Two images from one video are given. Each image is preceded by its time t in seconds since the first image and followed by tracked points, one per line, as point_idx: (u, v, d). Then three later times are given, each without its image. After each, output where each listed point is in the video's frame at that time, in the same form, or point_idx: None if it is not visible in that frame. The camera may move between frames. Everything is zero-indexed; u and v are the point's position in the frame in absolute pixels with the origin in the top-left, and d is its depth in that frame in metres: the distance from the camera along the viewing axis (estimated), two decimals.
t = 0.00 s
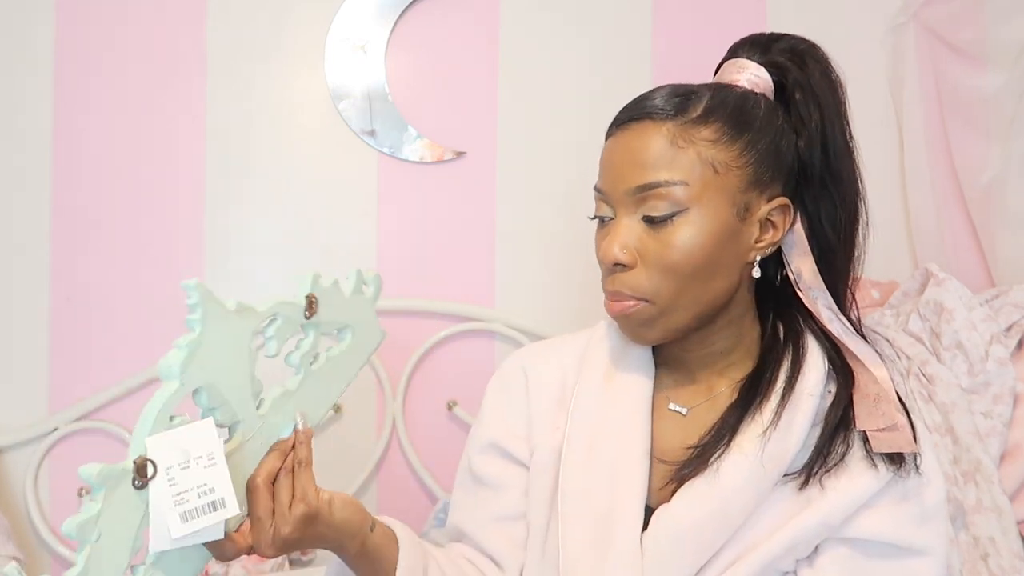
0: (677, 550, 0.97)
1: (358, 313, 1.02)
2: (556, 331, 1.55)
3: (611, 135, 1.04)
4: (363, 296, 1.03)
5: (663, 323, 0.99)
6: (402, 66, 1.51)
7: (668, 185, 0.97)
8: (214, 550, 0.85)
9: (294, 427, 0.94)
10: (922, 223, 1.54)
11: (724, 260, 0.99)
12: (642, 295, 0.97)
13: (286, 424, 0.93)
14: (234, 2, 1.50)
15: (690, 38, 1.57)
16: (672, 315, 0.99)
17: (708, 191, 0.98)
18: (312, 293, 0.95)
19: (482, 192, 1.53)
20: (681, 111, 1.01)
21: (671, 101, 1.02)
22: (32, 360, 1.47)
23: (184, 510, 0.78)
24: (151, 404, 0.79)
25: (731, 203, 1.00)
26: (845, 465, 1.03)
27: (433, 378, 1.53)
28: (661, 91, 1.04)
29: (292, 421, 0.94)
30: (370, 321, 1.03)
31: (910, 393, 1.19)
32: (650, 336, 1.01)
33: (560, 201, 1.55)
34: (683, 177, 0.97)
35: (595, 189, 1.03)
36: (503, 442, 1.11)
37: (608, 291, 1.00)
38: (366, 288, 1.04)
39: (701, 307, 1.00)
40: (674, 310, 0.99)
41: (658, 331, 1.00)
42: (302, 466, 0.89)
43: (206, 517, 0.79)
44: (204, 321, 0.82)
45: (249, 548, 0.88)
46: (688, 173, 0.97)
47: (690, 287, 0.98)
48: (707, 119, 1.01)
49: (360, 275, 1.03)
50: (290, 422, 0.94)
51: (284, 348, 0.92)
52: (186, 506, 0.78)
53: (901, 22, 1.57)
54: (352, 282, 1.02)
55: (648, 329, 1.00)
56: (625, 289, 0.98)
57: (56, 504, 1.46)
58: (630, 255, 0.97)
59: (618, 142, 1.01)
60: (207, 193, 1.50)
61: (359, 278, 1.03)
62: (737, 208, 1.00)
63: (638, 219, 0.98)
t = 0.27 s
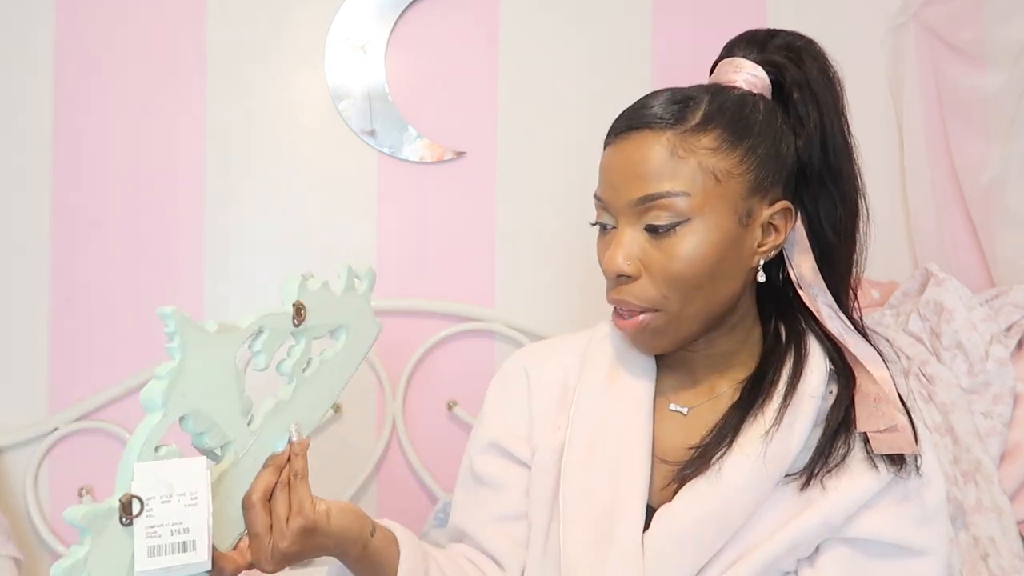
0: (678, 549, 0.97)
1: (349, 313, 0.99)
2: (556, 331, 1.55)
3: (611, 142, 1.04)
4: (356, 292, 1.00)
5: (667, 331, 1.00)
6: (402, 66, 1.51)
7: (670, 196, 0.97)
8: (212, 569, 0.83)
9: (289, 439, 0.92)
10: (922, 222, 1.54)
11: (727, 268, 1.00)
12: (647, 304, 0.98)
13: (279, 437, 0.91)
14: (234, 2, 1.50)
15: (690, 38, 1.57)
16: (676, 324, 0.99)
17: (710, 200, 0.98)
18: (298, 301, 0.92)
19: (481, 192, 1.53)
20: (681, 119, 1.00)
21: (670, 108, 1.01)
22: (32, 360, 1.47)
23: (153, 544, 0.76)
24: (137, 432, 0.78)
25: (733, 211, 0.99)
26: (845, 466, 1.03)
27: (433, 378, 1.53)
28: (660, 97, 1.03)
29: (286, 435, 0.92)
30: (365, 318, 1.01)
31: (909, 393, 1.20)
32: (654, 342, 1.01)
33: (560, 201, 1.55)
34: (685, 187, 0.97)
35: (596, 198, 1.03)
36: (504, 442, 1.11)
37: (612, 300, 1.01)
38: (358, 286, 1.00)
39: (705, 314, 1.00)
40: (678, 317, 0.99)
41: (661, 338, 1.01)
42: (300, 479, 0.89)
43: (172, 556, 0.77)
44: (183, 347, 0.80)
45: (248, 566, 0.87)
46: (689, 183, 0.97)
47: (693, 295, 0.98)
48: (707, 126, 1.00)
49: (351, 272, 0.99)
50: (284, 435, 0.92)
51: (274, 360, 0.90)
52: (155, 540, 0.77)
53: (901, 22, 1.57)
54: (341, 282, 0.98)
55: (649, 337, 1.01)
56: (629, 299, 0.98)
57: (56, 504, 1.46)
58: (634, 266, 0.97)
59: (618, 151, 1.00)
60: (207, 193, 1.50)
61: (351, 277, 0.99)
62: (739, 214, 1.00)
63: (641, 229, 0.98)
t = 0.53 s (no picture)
0: (677, 549, 0.97)
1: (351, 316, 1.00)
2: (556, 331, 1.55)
3: (609, 141, 1.04)
4: (358, 296, 1.01)
5: (665, 329, 1.00)
6: (402, 66, 1.51)
7: (670, 194, 0.96)
8: (213, 568, 0.83)
9: (292, 437, 0.92)
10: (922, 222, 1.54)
11: (726, 266, 1.00)
12: (646, 303, 0.98)
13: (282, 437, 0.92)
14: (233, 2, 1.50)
15: (690, 38, 1.57)
16: (675, 322, 1.00)
17: (709, 199, 0.98)
18: (303, 301, 0.92)
19: (481, 192, 1.53)
20: (680, 118, 1.00)
21: (669, 106, 1.01)
22: (32, 360, 1.47)
23: (157, 539, 0.76)
24: (143, 427, 0.78)
25: (732, 210, 0.99)
26: (845, 466, 1.03)
27: (432, 378, 1.53)
28: (658, 95, 1.03)
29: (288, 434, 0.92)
30: (366, 322, 1.02)
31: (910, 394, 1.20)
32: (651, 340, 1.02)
33: (560, 201, 1.55)
34: (685, 186, 0.97)
35: (594, 196, 1.03)
36: (504, 443, 1.11)
37: (610, 299, 1.01)
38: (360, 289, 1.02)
39: (703, 312, 1.00)
40: (676, 315, 0.99)
41: (660, 336, 1.01)
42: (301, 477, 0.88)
43: (176, 552, 0.76)
44: (191, 340, 0.80)
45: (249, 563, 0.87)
46: (689, 182, 0.97)
47: (692, 293, 0.98)
48: (706, 125, 1.00)
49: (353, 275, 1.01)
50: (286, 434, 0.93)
51: (278, 359, 0.90)
52: (158, 535, 0.76)
53: (901, 22, 1.57)
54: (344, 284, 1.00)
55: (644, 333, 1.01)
56: (629, 297, 0.98)
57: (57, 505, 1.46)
58: (633, 265, 0.97)
59: (617, 149, 1.00)
60: (207, 193, 1.50)
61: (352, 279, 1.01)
62: (739, 213, 1.00)
63: (640, 228, 0.98)
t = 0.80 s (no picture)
0: (676, 549, 0.97)
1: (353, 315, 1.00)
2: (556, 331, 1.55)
3: (606, 142, 1.03)
4: (359, 296, 1.01)
5: (664, 329, 1.00)
6: (402, 66, 1.51)
7: (667, 195, 0.96)
8: (215, 565, 0.83)
9: (294, 436, 0.92)
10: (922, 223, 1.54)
11: (724, 266, 1.00)
12: (643, 303, 0.98)
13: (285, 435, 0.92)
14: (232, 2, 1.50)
15: (690, 38, 1.57)
16: (673, 322, 0.99)
17: (706, 200, 0.98)
18: (306, 300, 0.92)
19: (481, 191, 1.53)
20: (676, 118, 1.00)
21: (666, 107, 1.01)
22: (32, 360, 1.47)
23: (162, 534, 0.76)
24: (148, 423, 0.78)
25: (729, 210, 0.99)
26: (843, 465, 1.03)
27: (432, 378, 1.53)
28: (655, 96, 1.03)
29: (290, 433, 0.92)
30: (366, 321, 1.02)
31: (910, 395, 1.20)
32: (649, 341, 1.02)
33: (559, 201, 1.55)
34: (682, 187, 0.97)
35: (591, 197, 1.03)
36: (501, 444, 1.11)
37: (608, 299, 1.00)
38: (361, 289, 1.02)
39: (701, 312, 1.00)
40: (674, 316, 0.99)
41: (658, 337, 1.01)
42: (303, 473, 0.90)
43: (180, 547, 0.76)
44: (196, 337, 0.80)
45: (251, 561, 0.87)
46: (686, 182, 0.97)
47: (689, 294, 0.98)
48: (702, 125, 1.00)
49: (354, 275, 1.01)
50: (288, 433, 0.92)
51: (280, 357, 0.90)
52: (163, 530, 0.76)
53: (901, 22, 1.57)
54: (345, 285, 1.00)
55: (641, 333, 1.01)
56: (626, 298, 0.98)
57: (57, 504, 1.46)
58: (631, 266, 0.97)
59: (614, 150, 1.00)
60: (207, 193, 1.50)
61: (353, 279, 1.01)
62: (736, 214, 1.00)
63: (637, 229, 0.98)
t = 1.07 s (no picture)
0: (676, 550, 0.97)
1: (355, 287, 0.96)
2: (556, 332, 1.55)
3: (605, 140, 1.04)
4: (370, 259, 0.98)
5: (664, 326, 0.99)
6: (402, 66, 1.51)
7: (667, 190, 0.97)
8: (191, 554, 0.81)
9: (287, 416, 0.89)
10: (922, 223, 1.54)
11: (723, 263, 0.99)
12: (643, 299, 0.97)
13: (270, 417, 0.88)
14: (231, 2, 1.50)
15: (690, 37, 1.56)
16: (672, 319, 0.99)
17: (706, 196, 0.98)
18: (299, 277, 0.89)
19: (481, 191, 1.53)
20: (677, 115, 1.00)
21: (665, 106, 1.01)
22: (32, 361, 1.47)
23: (135, 542, 0.72)
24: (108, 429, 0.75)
25: (729, 207, 1.00)
26: (842, 465, 1.03)
27: (432, 378, 1.53)
28: (655, 96, 1.03)
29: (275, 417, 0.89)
30: (377, 285, 0.99)
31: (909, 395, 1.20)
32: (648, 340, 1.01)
33: (560, 201, 1.54)
34: (682, 182, 0.97)
35: (590, 196, 1.02)
36: (500, 445, 1.11)
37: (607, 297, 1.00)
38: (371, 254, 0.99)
39: (700, 310, 1.00)
40: (674, 313, 0.99)
41: (658, 335, 1.00)
42: (295, 472, 0.87)
43: (156, 552, 0.73)
44: (161, 342, 0.77)
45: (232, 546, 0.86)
46: (686, 178, 0.97)
47: (689, 290, 0.98)
48: (702, 123, 1.00)
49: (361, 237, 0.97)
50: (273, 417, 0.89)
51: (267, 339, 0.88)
52: (136, 539, 0.72)
53: (900, 22, 1.57)
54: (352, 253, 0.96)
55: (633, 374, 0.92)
56: (626, 294, 0.97)
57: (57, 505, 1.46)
58: (631, 262, 0.96)
59: (613, 148, 1.01)
60: (207, 193, 1.50)
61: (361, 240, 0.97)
62: (735, 211, 1.00)
63: (637, 225, 0.98)
